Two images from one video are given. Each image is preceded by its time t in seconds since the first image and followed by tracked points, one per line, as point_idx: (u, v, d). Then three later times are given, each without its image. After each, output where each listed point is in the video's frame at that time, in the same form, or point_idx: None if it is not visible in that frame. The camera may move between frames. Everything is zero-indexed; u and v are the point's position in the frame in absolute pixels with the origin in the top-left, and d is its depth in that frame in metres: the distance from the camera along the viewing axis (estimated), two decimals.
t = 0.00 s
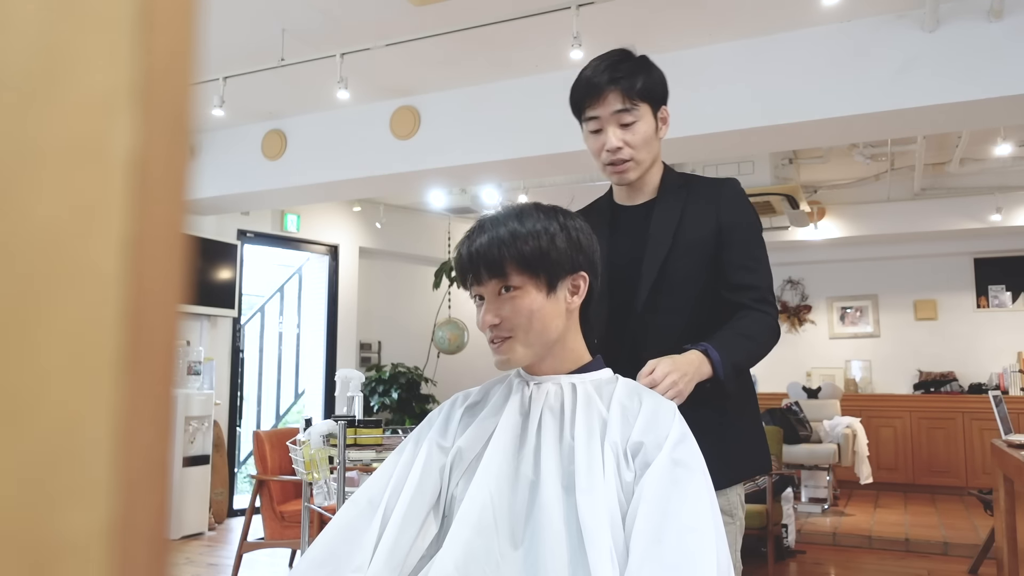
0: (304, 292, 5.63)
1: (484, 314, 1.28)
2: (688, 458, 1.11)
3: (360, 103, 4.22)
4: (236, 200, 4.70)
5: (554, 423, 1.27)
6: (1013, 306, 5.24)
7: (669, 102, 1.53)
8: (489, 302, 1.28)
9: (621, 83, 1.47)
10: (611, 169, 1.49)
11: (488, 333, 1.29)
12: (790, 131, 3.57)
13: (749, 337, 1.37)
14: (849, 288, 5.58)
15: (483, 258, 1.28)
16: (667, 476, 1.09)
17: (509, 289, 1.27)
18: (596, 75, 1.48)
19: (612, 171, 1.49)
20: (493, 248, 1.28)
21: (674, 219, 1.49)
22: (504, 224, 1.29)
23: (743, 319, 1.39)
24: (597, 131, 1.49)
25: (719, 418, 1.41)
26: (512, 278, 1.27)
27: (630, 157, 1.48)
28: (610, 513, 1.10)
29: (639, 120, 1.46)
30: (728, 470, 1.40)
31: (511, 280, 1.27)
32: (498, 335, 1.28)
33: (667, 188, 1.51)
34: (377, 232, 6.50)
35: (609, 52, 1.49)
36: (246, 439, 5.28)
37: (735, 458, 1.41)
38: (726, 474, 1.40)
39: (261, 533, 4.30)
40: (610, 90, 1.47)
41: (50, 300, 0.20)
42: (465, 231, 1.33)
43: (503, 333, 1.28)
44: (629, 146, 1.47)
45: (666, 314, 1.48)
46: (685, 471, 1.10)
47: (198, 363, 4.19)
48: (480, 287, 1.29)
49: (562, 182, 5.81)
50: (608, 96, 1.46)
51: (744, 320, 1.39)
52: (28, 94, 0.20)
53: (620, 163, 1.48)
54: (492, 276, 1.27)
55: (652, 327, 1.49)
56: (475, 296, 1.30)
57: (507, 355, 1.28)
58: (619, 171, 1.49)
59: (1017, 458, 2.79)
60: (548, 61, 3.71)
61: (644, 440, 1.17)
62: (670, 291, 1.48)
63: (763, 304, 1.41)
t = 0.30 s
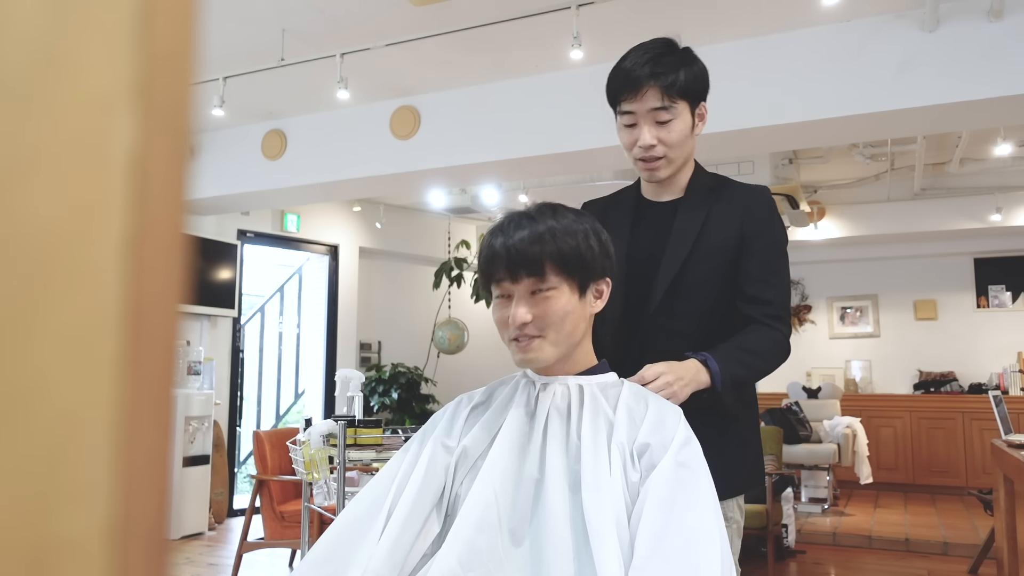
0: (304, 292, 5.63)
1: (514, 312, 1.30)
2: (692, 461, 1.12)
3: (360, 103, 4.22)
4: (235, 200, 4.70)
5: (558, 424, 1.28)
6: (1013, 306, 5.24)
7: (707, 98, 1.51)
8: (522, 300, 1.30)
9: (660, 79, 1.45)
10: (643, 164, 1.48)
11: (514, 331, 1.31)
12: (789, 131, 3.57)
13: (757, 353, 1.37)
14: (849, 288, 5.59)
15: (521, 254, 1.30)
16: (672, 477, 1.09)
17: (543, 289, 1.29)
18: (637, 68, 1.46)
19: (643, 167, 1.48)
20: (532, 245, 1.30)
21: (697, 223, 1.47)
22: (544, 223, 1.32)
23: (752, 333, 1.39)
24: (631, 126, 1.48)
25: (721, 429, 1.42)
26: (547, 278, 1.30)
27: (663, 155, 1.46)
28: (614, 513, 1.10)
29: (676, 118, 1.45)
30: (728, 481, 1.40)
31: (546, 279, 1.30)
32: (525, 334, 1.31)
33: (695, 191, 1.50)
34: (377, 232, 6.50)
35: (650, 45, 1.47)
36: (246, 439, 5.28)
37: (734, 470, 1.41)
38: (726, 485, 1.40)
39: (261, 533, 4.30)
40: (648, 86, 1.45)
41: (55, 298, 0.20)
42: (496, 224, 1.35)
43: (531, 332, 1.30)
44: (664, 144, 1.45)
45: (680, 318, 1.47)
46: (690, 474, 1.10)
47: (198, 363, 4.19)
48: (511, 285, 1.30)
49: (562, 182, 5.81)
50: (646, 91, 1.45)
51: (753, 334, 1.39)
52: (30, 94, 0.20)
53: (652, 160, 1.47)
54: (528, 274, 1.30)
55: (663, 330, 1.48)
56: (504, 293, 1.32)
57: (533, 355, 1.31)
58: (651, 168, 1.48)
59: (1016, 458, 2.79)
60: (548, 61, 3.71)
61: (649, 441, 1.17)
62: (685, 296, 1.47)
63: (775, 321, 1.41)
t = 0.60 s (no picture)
0: (304, 292, 5.63)
1: (535, 296, 1.34)
2: (693, 460, 1.12)
3: (360, 103, 4.22)
4: (235, 200, 4.70)
5: (559, 422, 1.28)
6: (1013, 306, 5.24)
7: (720, 93, 1.54)
8: (545, 286, 1.35)
9: (674, 60, 1.49)
10: (652, 144, 1.48)
11: (531, 316, 1.35)
12: (789, 131, 3.57)
13: (768, 351, 1.36)
14: (849, 288, 5.58)
15: (552, 242, 1.35)
16: (673, 475, 1.10)
17: (567, 278, 1.35)
18: (651, 50, 1.50)
19: (653, 147, 1.48)
20: (564, 236, 1.35)
21: (709, 220, 1.47)
22: (575, 218, 1.37)
23: (763, 331, 1.39)
24: (642, 105, 1.49)
25: (729, 429, 1.42)
26: (572, 268, 1.36)
27: (673, 134, 1.47)
28: (615, 512, 1.10)
29: (688, 99, 1.47)
30: (741, 484, 1.39)
31: (570, 270, 1.36)
32: (541, 320, 1.35)
33: (707, 185, 1.50)
34: (377, 232, 6.50)
35: (667, 34, 1.52)
36: (246, 439, 5.28)
37: (746, 472, 1.41)
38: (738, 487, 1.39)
39: (261, 533, 4.30)
40: (662, 65, 1.49)
41: (56, 297, 0.20)
42: (526, 216, 1.40)
43: (547, 319, 1.34)
44: (675, 122, 1.46)
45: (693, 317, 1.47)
46: (691, 472, 1.10)
47: (197, 363, 4.19)
48: (536, 271, 1.35)
49: (562, 182, 5.81)
50: (659, 69, 1.48)
51: (764, 332, 1.38)
52: (29, 94, 0.20)
53: (663, 139, 1.47)
54: (556, 262, 1.35)
55: (676, 330, 1.48)
56: (528, 279, 1.36)
57: (545, 341, 1.34)
58: (660, 148, 1.48)
59: (1016, 458, 2.78)
60: (548, 62, 3.71)
61: (651, 440, 1.18)
62: (699, 294, 1.46)
63: (789, 317, 1.41)
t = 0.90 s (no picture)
0: (304, 292, 5.63)
1: (536, 298, 1.34)
2: (693, 460, 1.12)
3: (360, 102, 4.22)
4: (236, 200, 4.70)
5: (560, 420, 1.28)
6: (1013, 306, 5.23)
7: (709, 88, 1.54)
8: (545, 288, 1.34)
9: (660, 57, 1.48)
10: (643, 142, 1.47)
11: (532, 317, 1.35)
12: (789, 131, 3.57)
13: (764, 346, 1.36)
14: (849, 288, 5.58)
15: (549, 244, 1.35)
16: (671, 476, 1.10)
17: (568, 279, 1.35)
18: (636, 49, 1.50)
19: (643, 145, 1.48)
20: (563, 236, 1.35)
21: (702, 217, 1.47)
22: (574, 219, 1.37)
23: (759, 325, 1.39)
24: (630, 104, 1.49)
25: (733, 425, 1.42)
26: (572, 270, 1.35)
27: (663, 131, 1.46)
28: (615, 512, 1.10)
29: (675, 95, 1.47)
30: (744, 482, 1.40)
31: (570, 271, 1.35)
32: (542, 321, 1.35)
33: (699, 181, 1.50)
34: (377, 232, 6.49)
35: (651, 32, 1.52)
36: (246, 439, 5.28)
37: (749, 469, 1.41)
38: (742, 485, 1.39)
39: (261, 533, 4.30)
40: (647, 63, 1.49)
41: (56, 299, 0.20)
42: (524, 216, 1.39)
43: (547, 320, 1.34)
44: (663, 119, 1.46)
45: (691, 314, 1.47)
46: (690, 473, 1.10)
47: (197, 363, 4.19)
48: (535, 272, 1.35)
49: (562, 181, 5.81)
50: (645, 67, 1.48)
51: (760, 327, 1.38)
52: (31, 98, 0.20)
53: (653, 137, 1.47)
54: (556, 263, 1.34)
55: (676, 327, 1.48)
56: (528, 280, 1.36)
57: (546, 342, 1.35)
58: (651, 146, 1.47)
59: (1016, 458, 2.78)
60: (547, 61, 3.71)
61: (651, 440, 1.18)
62: (696, 292, 1.47)
63: (785, 309, 1.41)
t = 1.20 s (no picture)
0: (304, 292, 5.63)
1: (532, 303, 1.34)
2: (692, 460, 1.12)
3: (360, 102, 4.22)
4: (236, 200, 4.70)
5: (559, 421, 1.28)
6: (1013, 306, 5.23)
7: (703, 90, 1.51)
8: (540, 292, 1.34)
9: (654, 73, 1.45)
10: (643, 162, 1.48)
11: (529, 321, 1.35)
12: (789, 131, 3.57)
13: (754, 352, 1.36)
14: (849, 288, 5.58)
15: (541, 249, 1.34)
16: (670, 476, 1.10)
17: (562, 282, 1.34)
18: (630, 62, 1.46)
19: (643, 165, 1.48)
20: (555, 239, 1.35)
21: (696, 220, 1.48)
22: (567, 221, 1.37)
23: (748, 331, 1.39)
24: (626, 123, 1.48)
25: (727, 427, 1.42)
26: (566, 272, 1.35)
27: (662, 151, 1.46)
28: (614, 512, 1.10)
29: (672, 113, 1.45)
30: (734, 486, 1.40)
31: (564, 274, 1.35)
32: (539, 324, 1.35)
33: (694, 182, 1.50)
34: (377, 231, 6.50)
35: (642, 40, 1.47)
36: (246, 439, 5.28)
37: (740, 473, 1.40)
38: (735, 487, 1.39)
39: (261, 533, 4.30)
40: (641, 81, 1.45)
41: (58, 299, 0.20)
42: (517, 218, 1.39)
43: (544, 324, 1.34)
44: (662, 140, 1.45)
45: (683, 317, 1.48)
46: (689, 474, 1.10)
47: (197, 363, 4.19)
48: (529, 276, 1.35)
49: (562, 181, 5.81)
50: (639, 87, 1.44)
51: (749, 333, 1.38)
52: (32, 101, 0.20)
53: (652, 157, 1.47)
54: (549, 266, 1.34)
55: (668, 330, 1.49)
56: (523, 284, 1.36)
57: (544, 345, 1.35)
58: (651, 165, 1.48)
59: (1016, 458, 2.78)
60: (547, 62, 3.71)
61: (650, 440, 1.18)
62: (689, 294, 1.47)
63: (776, 314, 1.40)
